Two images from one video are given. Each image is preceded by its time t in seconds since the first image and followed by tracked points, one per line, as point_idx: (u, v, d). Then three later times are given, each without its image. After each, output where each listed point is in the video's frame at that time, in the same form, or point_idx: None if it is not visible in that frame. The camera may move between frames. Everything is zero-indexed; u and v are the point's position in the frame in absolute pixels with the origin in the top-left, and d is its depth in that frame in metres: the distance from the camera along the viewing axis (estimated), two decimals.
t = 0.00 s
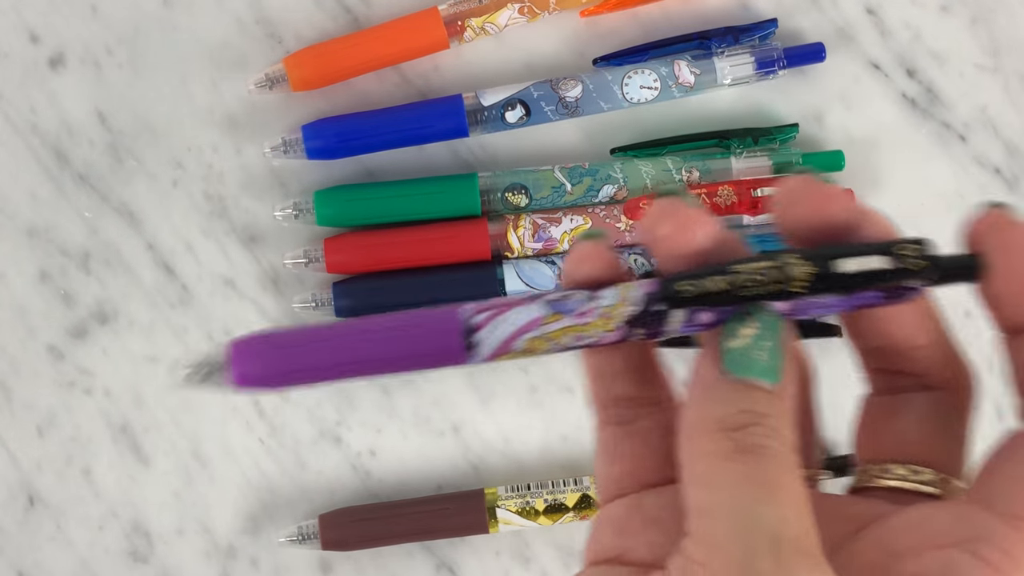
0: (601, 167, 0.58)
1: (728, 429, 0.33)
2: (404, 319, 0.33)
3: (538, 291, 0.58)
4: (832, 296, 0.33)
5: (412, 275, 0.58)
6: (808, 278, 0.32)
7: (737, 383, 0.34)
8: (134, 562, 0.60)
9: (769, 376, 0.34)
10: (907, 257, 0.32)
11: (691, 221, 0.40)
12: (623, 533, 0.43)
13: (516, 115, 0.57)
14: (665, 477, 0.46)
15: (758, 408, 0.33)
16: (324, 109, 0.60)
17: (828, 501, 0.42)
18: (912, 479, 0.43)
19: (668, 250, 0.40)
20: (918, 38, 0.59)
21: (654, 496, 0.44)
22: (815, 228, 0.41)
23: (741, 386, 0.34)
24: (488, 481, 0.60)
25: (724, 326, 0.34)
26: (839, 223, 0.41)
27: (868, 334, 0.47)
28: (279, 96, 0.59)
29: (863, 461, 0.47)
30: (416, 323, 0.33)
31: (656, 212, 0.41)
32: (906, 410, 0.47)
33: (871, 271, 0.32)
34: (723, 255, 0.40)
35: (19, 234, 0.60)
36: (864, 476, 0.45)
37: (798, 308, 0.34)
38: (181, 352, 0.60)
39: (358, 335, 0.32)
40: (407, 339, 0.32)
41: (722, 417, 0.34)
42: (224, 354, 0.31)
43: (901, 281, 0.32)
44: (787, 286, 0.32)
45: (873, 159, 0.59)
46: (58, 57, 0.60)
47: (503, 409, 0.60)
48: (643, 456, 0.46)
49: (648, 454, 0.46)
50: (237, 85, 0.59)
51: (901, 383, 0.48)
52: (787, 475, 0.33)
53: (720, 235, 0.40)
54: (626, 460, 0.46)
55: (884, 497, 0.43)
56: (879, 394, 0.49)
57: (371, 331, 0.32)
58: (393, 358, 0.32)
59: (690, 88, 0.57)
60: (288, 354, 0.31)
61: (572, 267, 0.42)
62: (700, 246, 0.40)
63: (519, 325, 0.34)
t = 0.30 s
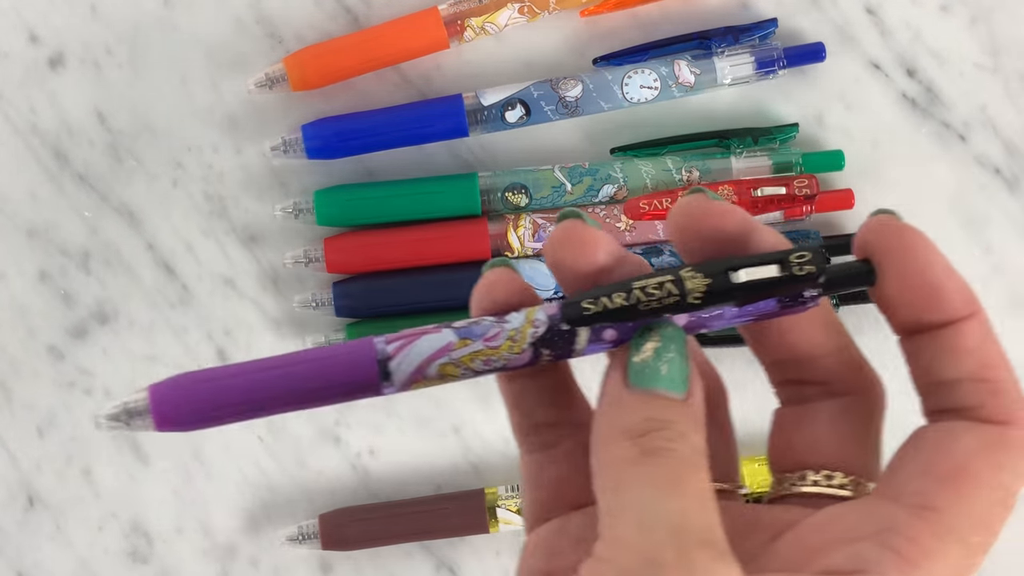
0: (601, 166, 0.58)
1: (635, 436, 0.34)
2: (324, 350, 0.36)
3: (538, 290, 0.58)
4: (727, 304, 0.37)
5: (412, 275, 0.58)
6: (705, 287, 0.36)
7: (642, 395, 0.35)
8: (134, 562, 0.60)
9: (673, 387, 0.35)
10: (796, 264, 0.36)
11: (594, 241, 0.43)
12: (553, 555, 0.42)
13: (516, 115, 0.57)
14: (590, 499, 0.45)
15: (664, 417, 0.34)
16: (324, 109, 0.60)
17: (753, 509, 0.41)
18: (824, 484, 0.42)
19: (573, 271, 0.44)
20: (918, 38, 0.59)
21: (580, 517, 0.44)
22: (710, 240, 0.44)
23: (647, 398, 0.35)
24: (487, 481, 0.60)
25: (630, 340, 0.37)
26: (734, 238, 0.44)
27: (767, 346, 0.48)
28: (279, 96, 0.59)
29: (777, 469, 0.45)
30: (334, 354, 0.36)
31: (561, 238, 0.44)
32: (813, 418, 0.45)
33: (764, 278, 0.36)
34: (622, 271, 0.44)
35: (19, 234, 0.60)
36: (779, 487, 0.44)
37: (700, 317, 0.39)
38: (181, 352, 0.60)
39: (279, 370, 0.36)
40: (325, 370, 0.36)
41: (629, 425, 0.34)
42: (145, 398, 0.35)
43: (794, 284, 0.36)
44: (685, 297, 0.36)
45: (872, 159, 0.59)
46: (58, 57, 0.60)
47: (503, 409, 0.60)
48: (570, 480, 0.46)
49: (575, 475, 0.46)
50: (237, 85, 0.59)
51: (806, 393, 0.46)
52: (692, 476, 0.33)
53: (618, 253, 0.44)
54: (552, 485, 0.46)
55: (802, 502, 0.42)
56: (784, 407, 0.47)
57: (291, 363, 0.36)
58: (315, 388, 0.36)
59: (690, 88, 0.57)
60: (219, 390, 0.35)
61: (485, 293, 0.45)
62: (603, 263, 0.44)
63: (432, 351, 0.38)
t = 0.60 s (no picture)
0: (601, 166, 0.58)
1: (566, 423, 0.34)
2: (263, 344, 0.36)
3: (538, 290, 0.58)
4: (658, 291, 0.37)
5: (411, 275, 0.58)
6: (635, 276, 0.36)
7: (576, 384, 0.35)
8: (134, 562, 0.60)
9: (606, 373, 0.35)
10: (725, 250, 0.36)
11: (526, 230, 0.44)
12: (496, 543, 0.43)
13: (516, 115, 0.57)
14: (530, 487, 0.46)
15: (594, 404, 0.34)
16: (323, 109, 0.60)
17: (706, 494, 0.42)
18: (763, 464, 0.43)
19: (508, 260, 0.44)
20: (918, 38, 0.59)
21: (523, 505, 0.45)
22: (639, 227, 0.45)
23: (578, 384, 0.35)
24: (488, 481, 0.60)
25: (563, 331, 0.36)
26: (665, 224, 0.44)
27: (703, 329, 0.48)
28: (279, 96, 0.59)
29: (717, 453, 0.46)
30: (272, 347, 0.36)
31: (493, 228, 0.44)
32: (748, 400, 0.47)
33: (692, 265, 0.36)
34: (557, 259, 0.45)
35: (19, 235, 0.60)
36: (720, 469, 0.45)
37: (632, 304, 0.38)
38: (182, 353, 0.60)
39: (217, 364, 0.36)
40: (262, 364, 0.36)
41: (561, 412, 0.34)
42: (83, 396, 0.36)
43: (721, 271, 0.36)
44: (616, 285, 0.36)
45: (872, 159, 0.59)
46: (57, 57, 0.60)
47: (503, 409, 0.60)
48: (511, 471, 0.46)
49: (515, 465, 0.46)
50: (237, 85, 0.59)
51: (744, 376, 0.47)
52: (622, 463, 0.33)
53: (552, 241, 0.45)
54: (496, 475, 0.46)
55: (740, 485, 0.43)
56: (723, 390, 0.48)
57: (227, 357, 0.36)
58: (253, 382, 0.36)
59: (690, 88, 0.57)
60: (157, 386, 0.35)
61: (418, 287, 0.44)
62: (536, 252, 0.44)
63: (368, 345, 0.37)
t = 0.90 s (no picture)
0: (601, 165, 0.58)
1: (579, 429, 0.34)
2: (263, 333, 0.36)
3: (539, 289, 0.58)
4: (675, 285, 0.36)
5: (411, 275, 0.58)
6: (650, 270, 0.35)
7: (589, 384, 0.34)
8: (134, 561, 0.60)
9: (621, 373, 0.34)
10: (744, 244, 0.35)
11: (538, 220, 0.43)
12: (503, 542, 0.43)
13: (516, 114, 0.57)
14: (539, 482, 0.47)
15: (608, 408, 0.34)
16: (323, 109, 0.60)
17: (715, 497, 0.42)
18: (782, 468, 0.43)
19: (517, 248, 0.44)
20: (918, 37, 0.59)
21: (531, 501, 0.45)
22: (656, 216, 0.45)
23: (593, 387, 0.34)
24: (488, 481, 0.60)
25: (575, 326, 0.36)
26: (683, 216, 0.44)
27: (724, 326, 0.48)
28: (279, 96, 0.59)
29: (734, 452, 0.47)
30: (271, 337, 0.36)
31: (504, 216, 0.43)
32: (769, 397, 0.47)
33: (711, 259, 0.35)
34: (568, 250, 0.44)
35: (19, 234, 0.60)
36: (736, 470, 0.45)
37: (648, 297, 0.39)
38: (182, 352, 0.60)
39: (216, 352, 0.36)
40: (260, 353, 0.36)
41: (571, 417, 0.34)
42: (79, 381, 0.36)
43: (740, 265, 0.35)
44: (630, 279, 0.35)
45: (872, 159, 0.59)
46: (57, 56, 0.60)
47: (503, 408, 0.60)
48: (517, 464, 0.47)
49: (523, 460, 0.47)
50: (237, 85, 0.59)
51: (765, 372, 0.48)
52: (632, 473, 0.33)
53: (565, 231, 0.44)
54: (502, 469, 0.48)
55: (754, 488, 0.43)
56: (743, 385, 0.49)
57: (227, 346, 0.36)
58: (250, 371, 0.36)
59: (690, 87, 0.57)
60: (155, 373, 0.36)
61: (426, 276, 0.45)
62: (547, 243, 0.44)
63: (371, 334, 0.37)
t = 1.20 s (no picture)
0: (601, 166, 0.58)
1: (617, 436, 0.33)
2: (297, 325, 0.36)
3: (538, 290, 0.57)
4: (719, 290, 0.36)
5: (414, 276, 0.58)
6: (693, 275, 0.35)
7: (628, 389, 0.34)
8: (134, 562, 0.60)
9: (661, 380, 0.34)
10: (791, 251, 0.35)
11: (581, 219, 0.43)
12: (534, 545, 0.43)
13: (516, 114, 0.57)
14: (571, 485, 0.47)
15: (647, 415, 0.34)
16: (323, 109, 0.60)
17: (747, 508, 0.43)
18: (820, 479, 0.44)
19: (560, 249, 0.44)
20: (918, 37, 0.59)
21: (562, 505, 0.45)
22: (702, 218, 0.44)
23: (633, 393, 0.34)
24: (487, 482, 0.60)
25: (616, 328, 0.36)
26: (730, 217, 0.44)
27: (766, 334, 0.48)
28: (279, 96, 0.59)
29: (773, 461, 0.47)
30: (305, 330, 0.36)
31: (546, 214, 0.44)
32: (810, 407, 0.47)
33: (757, 266, 0.35)
34: (611, 251, 0.44)
35: (19, 234, 0.60)
36: (773, 479, 0.46)
37: (690, 302, 0.39)
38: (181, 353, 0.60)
39: (250, 343, 0.36)
40: (296, 346, 0.36)
41: (608, 424, 0.34)
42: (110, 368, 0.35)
43: (785, 273, 0.35)
44: (673, 283, 0.35)
45: (873, 159, 0.59)
46: (58, 57, 0.60)
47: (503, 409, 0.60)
48: (549, 467, 0.48)
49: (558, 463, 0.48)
50: (236, 85, 0.59)
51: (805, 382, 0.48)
52: (671, 482, 0.33)
53: (608, 233, 0.44)
54: (533, 471, 0.48)
55: (792, 499, 0.44)
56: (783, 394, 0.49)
57: (262, 338, 0.36)
58: (284, 364, 0.36)
59: (690, 87, 0.57)
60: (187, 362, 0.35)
61: (465, 274, 0.45)
62: (590, 244, 0.43)
63: (407, 330, 0.37)
